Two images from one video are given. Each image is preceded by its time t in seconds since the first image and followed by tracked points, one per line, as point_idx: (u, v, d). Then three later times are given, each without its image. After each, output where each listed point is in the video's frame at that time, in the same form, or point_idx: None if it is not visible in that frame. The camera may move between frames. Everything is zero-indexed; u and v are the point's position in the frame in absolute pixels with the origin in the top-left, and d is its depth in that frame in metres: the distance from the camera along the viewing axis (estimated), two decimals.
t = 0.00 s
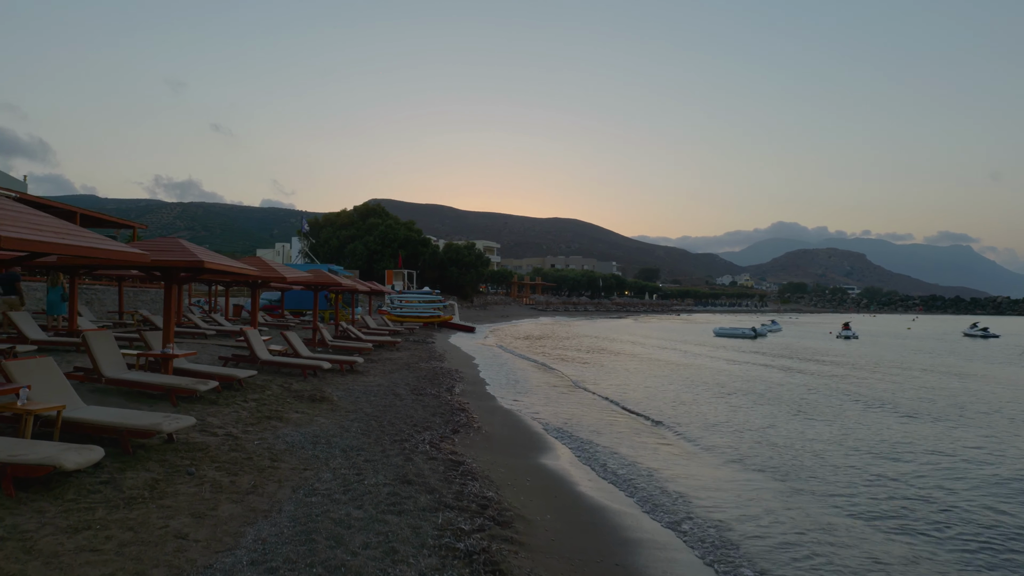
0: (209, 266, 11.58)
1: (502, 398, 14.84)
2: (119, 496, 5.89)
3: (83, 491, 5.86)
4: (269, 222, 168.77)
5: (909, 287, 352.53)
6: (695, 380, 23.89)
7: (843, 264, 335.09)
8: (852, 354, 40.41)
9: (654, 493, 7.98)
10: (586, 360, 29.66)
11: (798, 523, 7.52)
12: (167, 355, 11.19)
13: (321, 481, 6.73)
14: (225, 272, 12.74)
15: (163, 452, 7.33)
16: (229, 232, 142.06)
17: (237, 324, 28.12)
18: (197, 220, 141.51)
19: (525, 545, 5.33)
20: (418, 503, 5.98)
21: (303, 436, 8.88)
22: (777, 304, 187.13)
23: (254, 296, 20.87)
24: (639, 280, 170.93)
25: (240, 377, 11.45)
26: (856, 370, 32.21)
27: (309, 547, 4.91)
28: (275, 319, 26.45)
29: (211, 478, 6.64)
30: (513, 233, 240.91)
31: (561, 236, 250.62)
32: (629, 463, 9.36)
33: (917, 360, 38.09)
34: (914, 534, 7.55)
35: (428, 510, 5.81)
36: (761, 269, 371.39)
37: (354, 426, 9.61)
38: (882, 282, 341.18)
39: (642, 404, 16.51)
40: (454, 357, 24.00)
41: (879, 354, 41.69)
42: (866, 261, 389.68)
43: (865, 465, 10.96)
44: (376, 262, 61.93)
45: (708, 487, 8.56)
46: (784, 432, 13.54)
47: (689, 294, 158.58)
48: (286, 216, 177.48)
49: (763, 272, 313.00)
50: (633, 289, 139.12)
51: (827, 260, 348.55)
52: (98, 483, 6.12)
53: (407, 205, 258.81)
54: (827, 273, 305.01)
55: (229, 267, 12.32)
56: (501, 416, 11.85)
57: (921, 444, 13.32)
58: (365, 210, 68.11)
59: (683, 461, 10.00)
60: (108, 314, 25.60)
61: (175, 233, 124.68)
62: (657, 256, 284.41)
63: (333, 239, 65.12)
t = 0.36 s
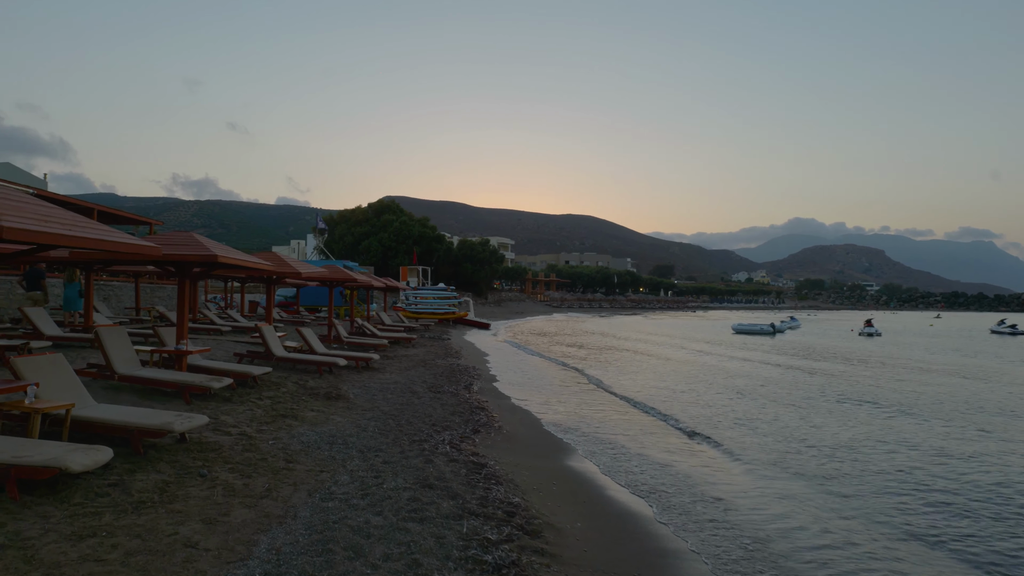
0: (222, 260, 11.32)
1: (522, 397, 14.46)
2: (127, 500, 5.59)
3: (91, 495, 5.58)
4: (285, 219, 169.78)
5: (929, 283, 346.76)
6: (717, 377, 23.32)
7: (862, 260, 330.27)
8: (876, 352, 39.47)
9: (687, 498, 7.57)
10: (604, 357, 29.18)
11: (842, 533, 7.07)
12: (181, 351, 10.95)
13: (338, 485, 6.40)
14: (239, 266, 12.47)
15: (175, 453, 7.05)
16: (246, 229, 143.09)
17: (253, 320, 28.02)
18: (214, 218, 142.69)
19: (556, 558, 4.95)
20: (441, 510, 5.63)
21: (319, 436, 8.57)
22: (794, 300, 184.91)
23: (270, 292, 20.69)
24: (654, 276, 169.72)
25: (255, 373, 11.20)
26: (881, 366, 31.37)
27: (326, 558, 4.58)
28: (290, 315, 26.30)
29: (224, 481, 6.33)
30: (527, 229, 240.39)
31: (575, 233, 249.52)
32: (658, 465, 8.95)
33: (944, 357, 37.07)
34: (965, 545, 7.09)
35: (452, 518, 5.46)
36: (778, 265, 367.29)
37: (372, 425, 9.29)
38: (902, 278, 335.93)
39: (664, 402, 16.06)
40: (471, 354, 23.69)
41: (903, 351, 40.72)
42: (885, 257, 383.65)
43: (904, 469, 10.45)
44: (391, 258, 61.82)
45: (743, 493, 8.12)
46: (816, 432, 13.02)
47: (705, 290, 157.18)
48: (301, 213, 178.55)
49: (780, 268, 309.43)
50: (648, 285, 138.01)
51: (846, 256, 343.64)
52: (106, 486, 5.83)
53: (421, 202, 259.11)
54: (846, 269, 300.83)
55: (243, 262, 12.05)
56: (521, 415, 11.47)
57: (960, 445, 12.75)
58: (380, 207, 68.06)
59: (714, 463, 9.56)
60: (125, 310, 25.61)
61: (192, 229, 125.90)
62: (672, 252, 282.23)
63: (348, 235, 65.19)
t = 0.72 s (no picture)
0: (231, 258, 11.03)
1: (537, 399, 14.10)
2: (127, 512, 5.28)
3: (89, 507, 5.27)
4: (296, 218, 170.52)
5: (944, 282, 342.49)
6: (734, 378, 22.85)
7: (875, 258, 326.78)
8: (894, 352, 38.72)
9: (715, 508, 7.16)
10: (617, 357, 28.76)
11: (884, 548, 6.64)
12: (189, 353, 10.69)
13: (349, 495, 6.06)
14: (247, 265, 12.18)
15: (180, 460, 6.74)
16: (257, 228, 143.75)
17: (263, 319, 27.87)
18: (226, 217, 143.51)
19: None
20: (459, 525, 5.27)
21: (329, 441, 8.24)
22: (806, 298, 183.20)
23: (280, 290, 20.44)
24: (665, 275, 168.69)
25: (265, 375, 10.92)
26: (902, 367, 30.71)
27: None
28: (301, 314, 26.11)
29: (230, 491, 6.02)
30: (537, 228, 239.87)
31: (585, 231, 248.62)
32: (683, 472, 8.54)
33: (966, 358, 36.25)
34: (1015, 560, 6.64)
35: (470, 534, 5.10)
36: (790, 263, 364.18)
37: (384, 429, 8.97)
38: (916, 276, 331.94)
39: (683, 404, 15.65)
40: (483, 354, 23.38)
41: (923, 351, 39.92)
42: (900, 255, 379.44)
43: (940, 476, 9.97)
44: (401, 257, 61.70)
45: (775, 502, 7.69)
46: (843, 435, 12.55)
47: (717, 289, 155.98)
48: (312, 212, 179.08)
49: (792, 267, 306.82)
50: (659, 284, 137.16)
51: (859, 254, 340.42)
52: (106, 496, 5.53)
53: (431, 201, 259.25)
54: (859, 267, 297.75)
55: (252, 260, 11.75)
56: (538, 419, 11.12)
57: (994, 450, 12.22)
58: (390, 206, 68.00)
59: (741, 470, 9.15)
60: (136, 309, 25.55)
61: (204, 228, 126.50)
62: (683, 250, 280.62)
63: (358, 234, 65.04)
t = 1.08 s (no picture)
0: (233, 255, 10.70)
1: (548, 400, 13.70)
2: (116, 523, 4.93)
3: (76, 516, 4.94)
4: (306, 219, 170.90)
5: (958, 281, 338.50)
6: (749, 379, 22.32)
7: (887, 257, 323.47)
8: (911, 353, 37.94)
9: (741, 517, 6.73)
10: (629, 357, 28.27)
11: (923, 561, 6.19)
12: (191, 352, 10.37)
13: (352, 504, 5.67)
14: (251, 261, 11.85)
15: (176, 464, 6.40)
16: (267, 228, 144.15)
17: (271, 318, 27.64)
18: (236, 217, 144.04)
19: None
20: (470, 539, 4.88)
21: (333, 444, 7.87)
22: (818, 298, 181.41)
23: (287, 289, 20.14)
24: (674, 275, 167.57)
25: (269, 375, 10.59)
26: (921, 368, 29.98)
27: None
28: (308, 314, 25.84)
29: (226, 499, 5.65)
30: (546, 228, 239.31)
31: (594, 231, 247.64)
32: (705, 477, 8.10)
33: (986, 359, 35.43)
34: None
35: (482, 550, 4.70)
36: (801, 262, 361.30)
37: (391, 432, 8.59)
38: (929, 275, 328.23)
39: (698, 404, 15.20)
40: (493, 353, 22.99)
41: (941, 352, 39.09)
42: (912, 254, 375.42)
43: (975, 480, 9.48)
44: (410, 256, 61.48)
45: (805, 511, 7.24)
46: (868, 438, 12.05)
47: (727, 288, 154.82)
48: (321, 212, 179.58)
49: (803, 266, 304.25)
50: (669, 283, 136.21)
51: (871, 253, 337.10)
52: (94, 504, 5.19)
53: (439, 201, 259.17)
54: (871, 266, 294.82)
55: (256, 256, 11.42)
56: (551, 421, 10.71)
57: None
58: (399, 205, 67.79)
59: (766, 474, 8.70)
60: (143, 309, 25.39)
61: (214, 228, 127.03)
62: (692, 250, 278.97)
63: (367, 233, 64.86)
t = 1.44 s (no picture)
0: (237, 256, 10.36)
1: (560, 404, 13.28)
2: (104, 544, 4.58)
3: (61, 536, 4.59)
4: (314, 220, 171.23)
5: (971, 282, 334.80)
6: (764, 383, 21.80)
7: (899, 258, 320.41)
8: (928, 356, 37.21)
9: (772, 533, 6.30)
10: (640, 360, 27.81)
11: None
12: (193, 356, 10.04)
13: (357, 522, 5.28)
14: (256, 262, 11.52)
15: (173, 477, 6.05)
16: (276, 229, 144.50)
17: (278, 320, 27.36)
18: (245, 218, 144.49)
19: None
20: (484, 565, 4.47)
21: (337, 454, 7.49)
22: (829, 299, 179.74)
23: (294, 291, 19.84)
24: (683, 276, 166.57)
25: (273, 379, 10.24)
26: (939, 372, 29.32)
27: None
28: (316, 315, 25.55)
29: (223, 516, 5.28)
30: (554, 228, 238.72)
31: (602, 232, 246.74)
32: (730, 488, 7.68)
33: (1005, 363, 34.66)
34: None
35: None
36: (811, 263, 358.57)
37: (399, 441, 8.21)
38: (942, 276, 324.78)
39: (715, 409, 14.73)
40: (502, 356, 22.58)
41: (958, 355, 38.32)
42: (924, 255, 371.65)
43: (1011, 492, 9.02)
44: (418, 257, 61.23)
45: (838, 526, 6.81)
46: (894, 447, 11.56)
47: (736, 289, 153.87)
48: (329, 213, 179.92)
49: (813, 267, 301.86)
50: (678, 284, 135.30)
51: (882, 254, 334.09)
52: (82, 522, 4.84)
53: (448, 202, 259.14)
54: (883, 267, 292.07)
55: (261, 257, 11.09)
56: (565, 428, 10.30)
57: None
58: (407, 206, 67.57)
59: (792, 486, 8.25)
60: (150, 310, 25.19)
61: (224, 229, 127.57)
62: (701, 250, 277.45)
63: (375, 234, 64.72)
